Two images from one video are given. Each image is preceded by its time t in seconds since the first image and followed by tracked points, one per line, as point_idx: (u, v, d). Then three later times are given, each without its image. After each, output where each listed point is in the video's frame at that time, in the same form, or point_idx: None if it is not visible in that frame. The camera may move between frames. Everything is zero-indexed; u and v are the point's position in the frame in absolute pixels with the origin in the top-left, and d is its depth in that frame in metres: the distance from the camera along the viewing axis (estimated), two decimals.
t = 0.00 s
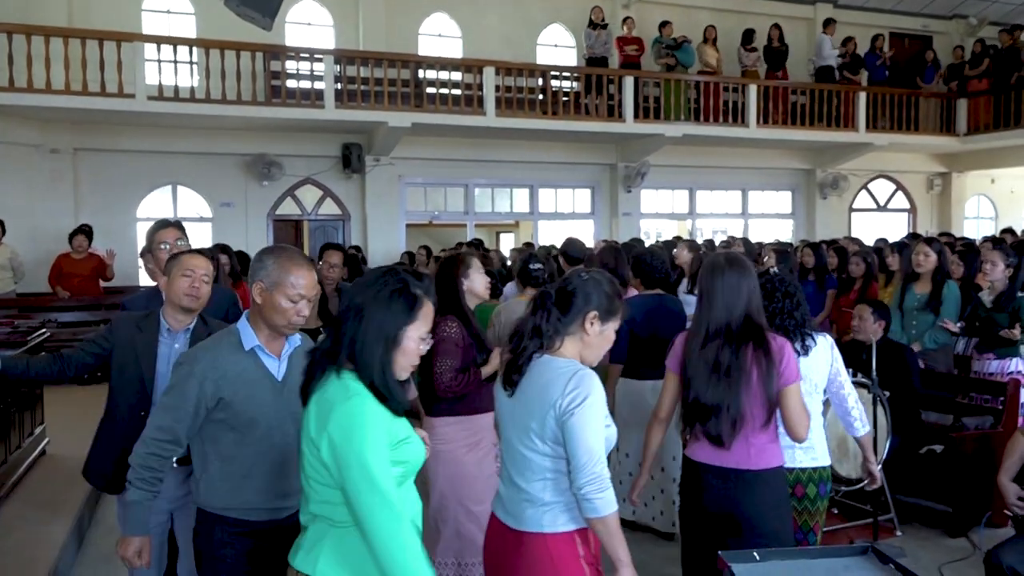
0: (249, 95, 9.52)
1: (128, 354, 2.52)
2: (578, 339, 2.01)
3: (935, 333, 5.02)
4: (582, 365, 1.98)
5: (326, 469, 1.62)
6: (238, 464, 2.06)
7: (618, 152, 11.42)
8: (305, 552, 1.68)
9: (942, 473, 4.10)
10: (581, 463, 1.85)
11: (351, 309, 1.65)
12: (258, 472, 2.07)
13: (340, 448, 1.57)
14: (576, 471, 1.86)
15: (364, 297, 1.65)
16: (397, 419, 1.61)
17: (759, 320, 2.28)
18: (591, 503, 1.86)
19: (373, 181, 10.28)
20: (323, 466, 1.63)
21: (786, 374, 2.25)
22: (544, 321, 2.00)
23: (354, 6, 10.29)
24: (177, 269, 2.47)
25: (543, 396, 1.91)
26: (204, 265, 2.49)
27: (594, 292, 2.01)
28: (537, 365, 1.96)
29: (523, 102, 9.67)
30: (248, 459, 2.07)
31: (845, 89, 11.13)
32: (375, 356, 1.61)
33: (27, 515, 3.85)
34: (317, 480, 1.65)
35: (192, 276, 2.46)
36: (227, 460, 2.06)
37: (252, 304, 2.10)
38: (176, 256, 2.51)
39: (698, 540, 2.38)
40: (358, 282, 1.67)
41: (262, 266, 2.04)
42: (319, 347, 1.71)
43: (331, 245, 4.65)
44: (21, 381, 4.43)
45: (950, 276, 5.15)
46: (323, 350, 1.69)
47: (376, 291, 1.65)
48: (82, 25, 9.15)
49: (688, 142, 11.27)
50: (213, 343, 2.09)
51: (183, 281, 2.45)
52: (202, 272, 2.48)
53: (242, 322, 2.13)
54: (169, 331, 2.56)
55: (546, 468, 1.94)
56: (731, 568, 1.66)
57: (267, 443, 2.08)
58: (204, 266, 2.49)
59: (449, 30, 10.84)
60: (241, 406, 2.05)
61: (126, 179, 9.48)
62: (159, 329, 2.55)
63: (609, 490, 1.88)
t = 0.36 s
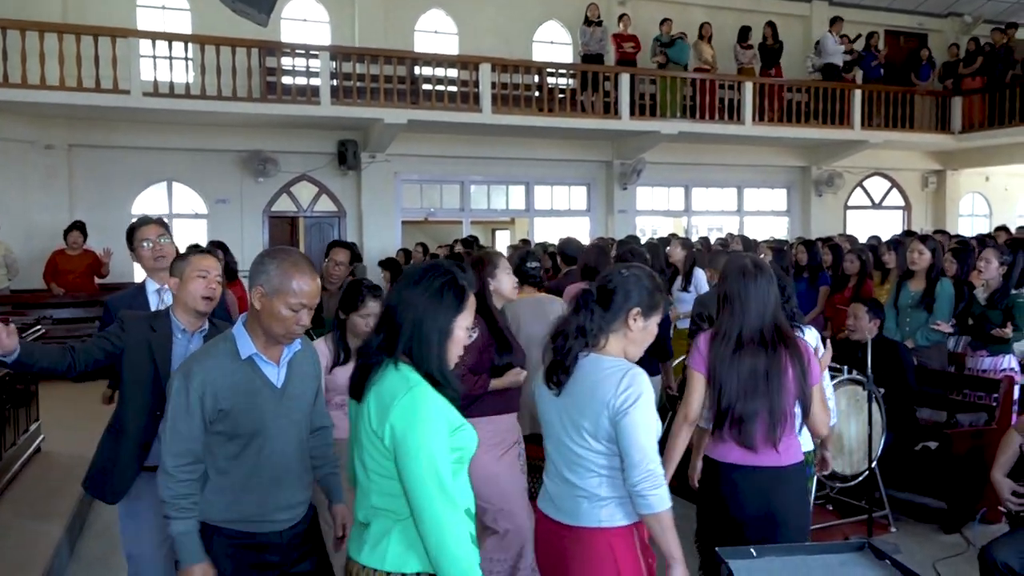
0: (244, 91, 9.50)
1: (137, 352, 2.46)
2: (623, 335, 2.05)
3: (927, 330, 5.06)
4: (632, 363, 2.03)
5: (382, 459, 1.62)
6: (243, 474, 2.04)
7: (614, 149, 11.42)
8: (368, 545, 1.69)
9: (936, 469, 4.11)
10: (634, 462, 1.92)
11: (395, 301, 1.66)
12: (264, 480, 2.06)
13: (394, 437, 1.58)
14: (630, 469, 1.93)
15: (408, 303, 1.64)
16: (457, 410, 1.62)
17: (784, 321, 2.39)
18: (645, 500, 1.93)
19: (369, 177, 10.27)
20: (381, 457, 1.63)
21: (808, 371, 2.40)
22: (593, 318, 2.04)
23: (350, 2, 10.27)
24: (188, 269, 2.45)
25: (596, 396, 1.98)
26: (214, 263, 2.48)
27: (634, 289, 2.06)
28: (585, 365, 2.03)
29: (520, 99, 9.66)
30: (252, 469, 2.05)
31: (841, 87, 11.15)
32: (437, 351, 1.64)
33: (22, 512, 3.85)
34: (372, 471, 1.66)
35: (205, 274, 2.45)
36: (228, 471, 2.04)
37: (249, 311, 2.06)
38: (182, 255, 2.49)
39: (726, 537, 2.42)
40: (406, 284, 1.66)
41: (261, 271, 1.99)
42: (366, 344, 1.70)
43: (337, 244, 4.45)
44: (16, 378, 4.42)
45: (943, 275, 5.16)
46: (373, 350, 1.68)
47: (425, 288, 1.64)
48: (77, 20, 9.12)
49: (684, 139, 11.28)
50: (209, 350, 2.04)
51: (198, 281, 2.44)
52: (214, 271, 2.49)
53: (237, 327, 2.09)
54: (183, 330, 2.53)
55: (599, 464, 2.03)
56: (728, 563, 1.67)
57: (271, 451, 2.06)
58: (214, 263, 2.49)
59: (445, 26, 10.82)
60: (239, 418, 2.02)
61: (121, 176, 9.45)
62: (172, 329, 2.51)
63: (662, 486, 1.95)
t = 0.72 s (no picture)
0: (232, 88, 9.46)
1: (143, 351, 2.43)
2: (649, 330, 2.16)
3: (910, 328, 5.11)
4: (659, 356, 2.15)
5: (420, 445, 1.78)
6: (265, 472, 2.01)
7: (603, 147, 11.43)
8: (412, 535, 1.81)
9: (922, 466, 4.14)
10: (668, 450, 2.03)
11: (431, 294, 1.84)
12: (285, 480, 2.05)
13: (432, 421, 1.73)
14: (663, 459, 2.05)
15: (446, 301, 1.80)
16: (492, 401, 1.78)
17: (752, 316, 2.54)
18: (678, 488, 2.05)
19: (358, 175, 10.25)
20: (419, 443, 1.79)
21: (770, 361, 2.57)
22: (620, 313, 2.15)
23: None
24: (193, 265, 2.44)
25: (627, 389, 2.08)
26: (216, 258, 2.48)
27: (660, 285, 2.16)
28: (613, 360, 2.13)
29: (509, 97, 9.65)
30: (275, 469, 2.02)
31: (829, 86, 11.21)
32: (473, 345, 1.79)
33: (8, 511, 3.82)
34: (410, 456, 1.81)
35: (210, 270, 2.45)
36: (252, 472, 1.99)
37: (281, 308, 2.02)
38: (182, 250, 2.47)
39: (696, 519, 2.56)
40: (444, 281, 1.82)
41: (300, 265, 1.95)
42: (406, 339, 1.86)
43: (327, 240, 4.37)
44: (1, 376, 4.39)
45: (927, 272, 5.22)
46: (408, 346, 1.84)
47: (464, 282, 1.80)
48: (64, 15, 9.05)
49: (673, 138, 11.29)
50: (235, 345, 1.99)
51: (203, 277, 2.44)
52: (219, 265, 2.48)
53: (265, 323, 2.05)
54: (187, 328, 2.51)
55: (628, 455, 2.12)
56: (715, 561, 1.68)
57: (293, 451, 2.06)
58: (216, 258, 2.48)
59: (434, 24, 10.81)
60: (267, 415, 1.99)
61: (108, 172, 9.39)
62: (177, 326, 2.49)
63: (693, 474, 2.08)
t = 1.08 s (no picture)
0: (219, 85, 9.41)
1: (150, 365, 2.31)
2: (658, 326, 2.17)
3: (892, 326, 5.16)
4: (670, 351, 2.17)
5: (481, 442, 1.81)
6: (295, 483, 1.94)
7: (591, 146, 11.44)
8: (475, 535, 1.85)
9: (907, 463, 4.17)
10: (677, 442, 2.05)
11: (477, 293, 1.85)
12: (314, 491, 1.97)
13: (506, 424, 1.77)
14: (673, 450, 2.06)
15: (494, 301, 1.82)
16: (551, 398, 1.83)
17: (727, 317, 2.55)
18: (687, 479, 2.06)
19: (345, 173, 10.22)
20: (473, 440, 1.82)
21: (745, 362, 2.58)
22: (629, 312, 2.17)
23: None
24: (186, 272, 2.33)
25: (638, 384, 2.11)
26: (208, 263, 2.38)
27: (663, 283, 2.17)
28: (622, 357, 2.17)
29: (497, 95, 9.65)
30: (304, 479, 1.94)
31: (814, 85, 11.27)
32: (529, 345, 1.83)
33: None
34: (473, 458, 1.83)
35: (204, 277, 2.35)
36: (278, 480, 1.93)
37: (307, 311, 1.96)
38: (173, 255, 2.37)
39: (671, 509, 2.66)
40: (484, 282, 1.84)
41: (334, 270, 1.90)
42: (457, 339, 1.85)
43: (306, 240, 4.15)
44: None
45: (910, 270, 5.27)
46: (451, 343, 1.86)
47: (517, 280, 1.82)
48: (47, 12, 8.97)
49: (660, 136, 11.32)
50: (265, 348, 1.91)
51: (199, 285, 2.33)
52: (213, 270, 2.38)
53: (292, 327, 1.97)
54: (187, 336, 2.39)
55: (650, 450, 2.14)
56: (703, 559, 1.68)
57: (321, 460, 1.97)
58: (209, 264, 2.38)
59: (421, 21, 10.78)
60: (299, 423, 1.92)
61: (92, 170, 9.32)
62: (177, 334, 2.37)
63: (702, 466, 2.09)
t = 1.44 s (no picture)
0: (201, 84, 9.35)
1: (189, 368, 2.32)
2: (676, 320, 2.27)
3: (870, 325, 5.16)
4: (687, 344, 2.26)
5: (514, 431, 1.91)
6: (310, 493, 1.86)
7: (575, 145, 11.47)
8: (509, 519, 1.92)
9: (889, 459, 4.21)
10: (696, 435, 2.16)
11: (503, 290, 1.95)
12: (327, 502, 1.89)
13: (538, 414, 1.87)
14: (691, 443, 2.17)
15: (521, 296, 1.92)
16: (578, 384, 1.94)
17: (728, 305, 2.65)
18: (704, 471, 2.19)
19: (329, 173, 10.18)
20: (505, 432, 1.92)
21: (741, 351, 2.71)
22: (647, 311, 2.26)
23: None
24: (200, 265, 2.43)
25: (660, 379, 2.20)
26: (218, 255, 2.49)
27: (679, 278, 2.27)
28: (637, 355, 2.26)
29: (481, 95, 9.65)
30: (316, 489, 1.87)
31: (797, 85, 11.35)
32: (557, 338, 1.93)
33: None
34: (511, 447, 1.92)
35: (217, 269, 2.45)
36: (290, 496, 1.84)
37: (306, 316, 1.86)
38: (182, 251, 2.45)
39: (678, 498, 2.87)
40: (507, 282, 1.94)
41: (332, 273, 1.81)
42: (487, 336, 1.95)
43: (302, 237, 3.99)
44: None
45: (890, 269, 5.30)
46: (478, 340, 1.97)
47: (538, 279, 1.93)
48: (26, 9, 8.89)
49: (645, 136, 11.36)
50: (263, 362, 1.80)
51: (214, 278, 2.44)
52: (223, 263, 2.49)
53: (291, 335, 1.86)
54: (208, 329, 2.46)
55: (667, 442, 2.26)
56: (686, 554, 1.69)
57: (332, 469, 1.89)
58: (219, 257, 2.49)
59: (406, 20, 10.76)
60: (305, 436, 1.82)
61: (73, 168, 9.24)
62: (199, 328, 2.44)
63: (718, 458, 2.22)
